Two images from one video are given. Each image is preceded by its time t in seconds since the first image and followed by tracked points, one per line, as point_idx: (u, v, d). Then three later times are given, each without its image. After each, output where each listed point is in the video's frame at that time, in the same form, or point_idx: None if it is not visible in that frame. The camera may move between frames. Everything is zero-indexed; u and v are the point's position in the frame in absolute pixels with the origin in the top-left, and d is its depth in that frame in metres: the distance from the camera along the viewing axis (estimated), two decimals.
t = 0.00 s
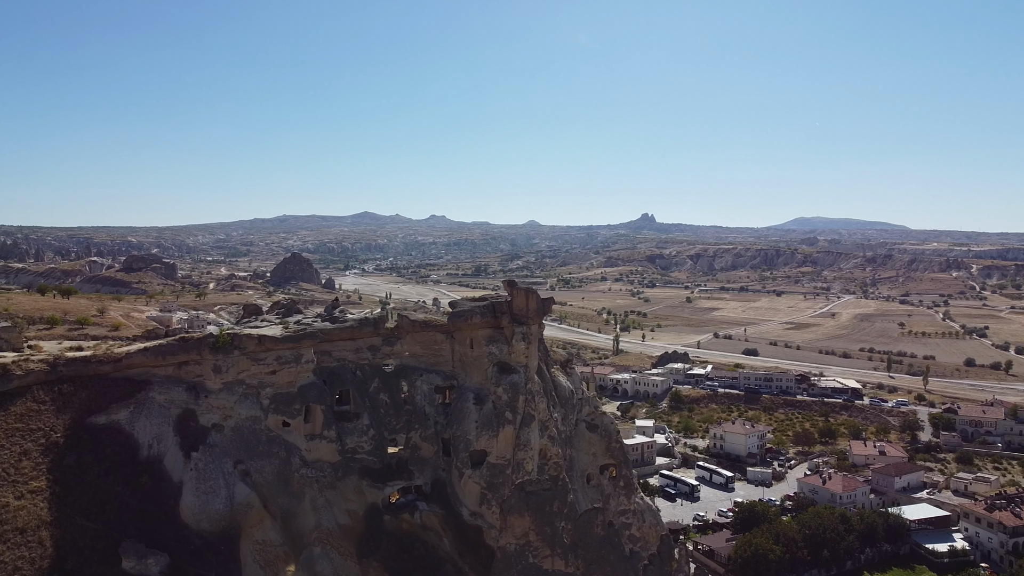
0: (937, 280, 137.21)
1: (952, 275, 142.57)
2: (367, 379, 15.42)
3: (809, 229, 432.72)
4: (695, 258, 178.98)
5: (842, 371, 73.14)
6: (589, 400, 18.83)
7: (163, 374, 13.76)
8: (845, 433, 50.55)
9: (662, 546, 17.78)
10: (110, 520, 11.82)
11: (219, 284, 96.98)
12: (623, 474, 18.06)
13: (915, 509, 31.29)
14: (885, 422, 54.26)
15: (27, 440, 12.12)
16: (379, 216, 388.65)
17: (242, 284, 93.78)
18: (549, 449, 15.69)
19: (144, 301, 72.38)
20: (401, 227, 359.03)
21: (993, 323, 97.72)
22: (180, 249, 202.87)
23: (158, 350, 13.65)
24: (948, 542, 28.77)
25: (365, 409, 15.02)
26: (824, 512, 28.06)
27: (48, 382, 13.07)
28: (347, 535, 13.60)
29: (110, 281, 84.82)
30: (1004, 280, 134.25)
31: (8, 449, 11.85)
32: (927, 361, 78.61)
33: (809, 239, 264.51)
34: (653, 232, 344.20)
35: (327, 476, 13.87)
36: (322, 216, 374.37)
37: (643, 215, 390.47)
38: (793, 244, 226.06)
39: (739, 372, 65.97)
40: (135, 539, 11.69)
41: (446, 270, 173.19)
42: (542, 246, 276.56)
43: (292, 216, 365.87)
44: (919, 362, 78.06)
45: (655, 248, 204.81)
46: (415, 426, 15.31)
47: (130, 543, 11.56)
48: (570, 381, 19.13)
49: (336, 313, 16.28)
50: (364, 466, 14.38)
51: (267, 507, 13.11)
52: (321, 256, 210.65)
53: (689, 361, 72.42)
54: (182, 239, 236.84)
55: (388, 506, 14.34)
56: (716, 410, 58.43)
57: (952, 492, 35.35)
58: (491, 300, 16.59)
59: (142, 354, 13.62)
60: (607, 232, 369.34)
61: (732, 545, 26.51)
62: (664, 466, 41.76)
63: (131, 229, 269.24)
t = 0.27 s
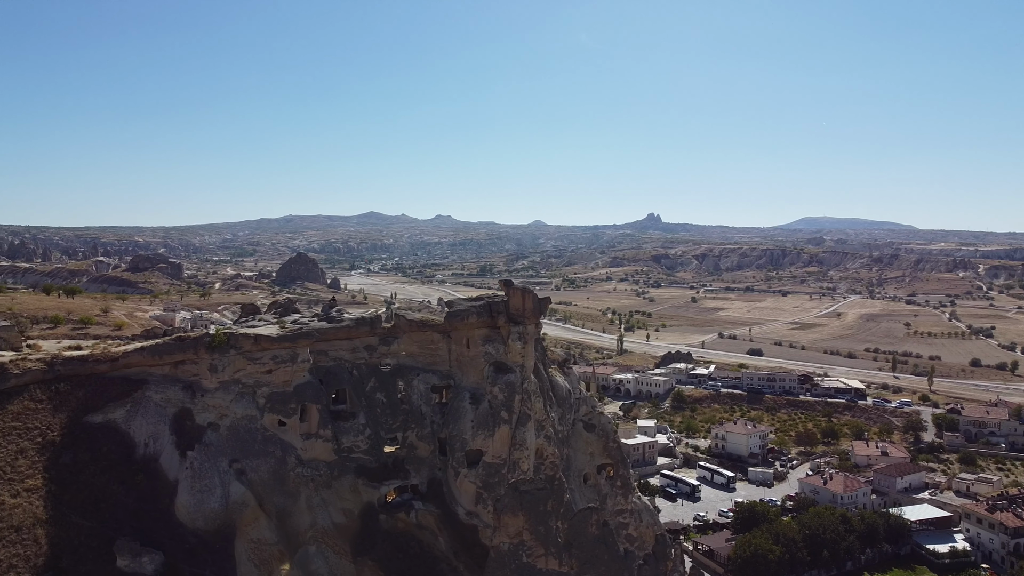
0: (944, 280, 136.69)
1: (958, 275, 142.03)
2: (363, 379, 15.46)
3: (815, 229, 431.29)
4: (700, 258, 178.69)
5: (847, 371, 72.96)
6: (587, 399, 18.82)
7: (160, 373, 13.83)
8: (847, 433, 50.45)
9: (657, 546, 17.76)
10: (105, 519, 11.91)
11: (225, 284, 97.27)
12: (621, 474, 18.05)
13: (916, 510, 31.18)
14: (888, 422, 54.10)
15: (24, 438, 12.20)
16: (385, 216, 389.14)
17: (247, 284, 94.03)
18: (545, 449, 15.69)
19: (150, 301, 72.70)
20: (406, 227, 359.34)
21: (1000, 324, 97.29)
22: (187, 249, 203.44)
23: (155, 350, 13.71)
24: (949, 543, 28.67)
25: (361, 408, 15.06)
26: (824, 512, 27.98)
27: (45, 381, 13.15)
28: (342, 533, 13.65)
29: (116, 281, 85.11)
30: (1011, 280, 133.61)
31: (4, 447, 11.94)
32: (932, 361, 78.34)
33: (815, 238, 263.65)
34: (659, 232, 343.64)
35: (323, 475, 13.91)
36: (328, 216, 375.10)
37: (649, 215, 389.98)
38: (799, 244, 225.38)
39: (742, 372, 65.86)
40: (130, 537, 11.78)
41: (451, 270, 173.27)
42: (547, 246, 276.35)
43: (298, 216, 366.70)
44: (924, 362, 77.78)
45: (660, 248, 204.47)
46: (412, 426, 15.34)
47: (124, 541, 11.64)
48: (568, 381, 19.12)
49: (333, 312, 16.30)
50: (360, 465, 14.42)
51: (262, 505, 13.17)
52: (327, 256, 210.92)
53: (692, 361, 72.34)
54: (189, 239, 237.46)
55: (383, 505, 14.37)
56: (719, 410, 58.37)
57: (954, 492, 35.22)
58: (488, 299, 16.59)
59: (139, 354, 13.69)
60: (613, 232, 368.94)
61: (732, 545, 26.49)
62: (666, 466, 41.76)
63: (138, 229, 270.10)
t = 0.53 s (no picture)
0: (951, 280, 136.06)
1: (965, 275, 141.45)
2: (360, 378, 15.50)
3: (822, 229, 429.80)
4: (706, 258, 178.29)
5: (851, 372, 72.74)
6: (585, 399, 18.82)
7: (156, 372, 13.88)
8: (850, 433, 50.30)
9: (653, 546, 17.76)
10: (100, 517, 11.98)
11: (230, 284, 97.51)
12: (618, 474, 18.06)
13: (918, 510, 31.05)
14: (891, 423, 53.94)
15: (20, 436, 12.27)
16: (391, 216, 389.29)
17: (253, 284, 94.22)
18: (541, 449, 15.70)
19: (156, 300, 72.95)
20: (412, 227, 359.43)
21: (1006, 324, 96.82)
22: (193, 249, 203.84)
23: (152, 349, 13.77)
24: (950, 543, 28.53)
25: (356, 408, 15.08)
26: (824, 513, 27.90)
27: (42, 380, 13.22)
28: (337, 532, 13.70)
29: (122, 280, 85.38)
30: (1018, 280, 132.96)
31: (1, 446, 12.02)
32: (938, 361, 78.01)
33: (822, 238, 262.68)
34: (665, 232, 342.85)
35: (319, 474, 13.95)
36: (334, 216, 375.53)
37: (654, 215, 389.32)
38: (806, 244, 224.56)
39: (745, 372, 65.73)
40: (125, 536, 11.86)
41: (456, 270, 173.23)
42: (553, 246, 275.91)
43: (304, 216, 367.35)
44: (929, 362, 77.47)
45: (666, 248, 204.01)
46: (408, 425, 15.37)
47: (119, 539, 11.72)
48: (565, 381, 19.13)
49: (330, 312, 16.33)
50: (356, 464, 14.45)
51: (257, 504, 13.23)
52: (333, 256, 211.01)
53: (695, 361, 72.26)
54: (195, 238, 237.81)
55: (379, 505, 14.40)
56: (721, 410, 58.31)
57: (957, 493, 35.07)
58: (485, 299, 16.60)
59: (135, 353, 13.74)
60: (618, 232, 368.30)
61: (731, 545, 26.47)
62: (667, 466, 41.76)
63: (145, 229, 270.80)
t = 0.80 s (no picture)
0: (958, 280, 135.49)
1: (972, 274, 140.86)
2: (357, 377, 15.55)
3: (829, 229, 428.27)
4: (712, 258, 177.87)
5: (855, 372, 72.53)
6: (582, 399, 18.83)
7: (153, 371, 13.93)
8: (853, 433, 50.17)
9: (648, 545, 17.75)
10: (96, 515, 12.07)
11: (236, 284, 97.66)
12: (616, 474, 18.08)
13: (919, 511, 30.95)
14: (894, 423, 53.78)
15: (17, 435, 12.35)
16: (397, 216, 389.42)
17: (258, 284, 94.39)
18: (538, 448, 15.73)
19: (162, 300, 73.22)
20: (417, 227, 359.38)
21: (1013, 324, 96.38)
22: (200, 249, 204.19)
23: (148, 349, 13.82)
24: (951, 544, 28.44)
25: (353, 407, 15.13)
26: (825, 513, 27.83)
27: (40, 380, 13.30)
28: (333, 531, 13.74)
29: (128, 280, 85.64)
30: None
31: None
32: (943, 361, 77.75)
33: (829, 238, 261.64)
34: (671, 232, 342.03)
35: (315, 473, 13.99)
36: (340, 217, 376.02)
37: (660, 215, 388.73)
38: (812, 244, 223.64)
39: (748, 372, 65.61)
40: (120, 534, 11.95)
41: (462, 270, 173.15)
42: (559, 246, 275.48)
43: (310, 216, 367.89)
44: (935, 362, 77.18)
45: (671, 248, 203.47)
46: (405, 424, 15.41)
47: (114, 538, 11.81)
48: (563, 380, 19.15)
49: (327, 312, 16.37)
50: (352, 464, 14.48)
51: (253, 503, 13.29)
52: (339, 256, 211.04)
53: (698, 361, 72.17)
54: (202, 239, 238.17)
55: (375, 503, 14.43)
56: (724, 410, 58.24)
57: (958, 494, 34.95)
58: (481, 299, 16.64)
59: (132, 352, 13.80)
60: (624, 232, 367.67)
61: (731, 546, 26.44)
62: (668, 465, 41.77)
63: (151, 229, 271.41)
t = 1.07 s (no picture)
0: (965, 280, 134.94)
1: (980, 275, 140.25)
2: (354, 377, 15.58)
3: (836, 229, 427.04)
4: (718, 258, 177.55)
5: (860, 372, 72.34)
6: (580, 399, 18.86)
7: (150, 370, 14.01)
8: (856, 434, 50.02)
9: (645, 546, 17.73)
10: (93, 513, 12.15)
11: (242, 284, 97.94)
12: (613, 474, 18.11)
13: (921, 511, 30.82)
14: (898, 423, 53.61)
15: (14, 434, 12.45)
16: (403, 216, 389.85)
17: (263, 284, 94.64)
18: (535, 447, 15.76)
19: (168, 300, 73.48)
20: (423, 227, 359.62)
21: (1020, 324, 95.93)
22: (207, 249, 205.04)
23: (146, 348, 13.90)
24: (953, 545, 28.32)
25: (350, 407, 15.17)
26: (826, 514, 27.75)
27: (38, 379, 13.40)
28: (329, 531, 13.78)
29: (135, 280, 85.98)
30: None
31: None
32: (949, 362, 77.45)
33: (836, 237, 260.77)
34: (677, 232, 341.23)
35: (311, 472, 14.04)
36: (346, 217, 376.62)
37: (666, 215, 388.24)
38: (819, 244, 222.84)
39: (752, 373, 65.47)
40: (116, 533, 12.02)
41: (467, 270, 173.17)
42: (565, 246, 275.21)
43: (316, 217, 368.65)
44: (940, 363, 76.87)
45: (677, 248, 203.03)
46: (402, 424, 15.46)
47: (110, 536, 11.89)
48: (561, 381, 19.17)
49: (325, 312, 16.41)
50: (349, 463, 14.54)
51: (249, 502, 13.34)
52: (345, 256, 211.29)
53: (702, 361, 72.08)
54: (208, 239, 238.79)
55: (372, 503, 14.49)
56: (727, 410, 58.15)
57: (961, 495, 34.80)
58: (479, 299, 16.65)
59: (130, 352, 13.88)
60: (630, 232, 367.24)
61: (731, 546, 26.40)
62: (670, 466, 41.77)
63: (158, 229, 272.33)
